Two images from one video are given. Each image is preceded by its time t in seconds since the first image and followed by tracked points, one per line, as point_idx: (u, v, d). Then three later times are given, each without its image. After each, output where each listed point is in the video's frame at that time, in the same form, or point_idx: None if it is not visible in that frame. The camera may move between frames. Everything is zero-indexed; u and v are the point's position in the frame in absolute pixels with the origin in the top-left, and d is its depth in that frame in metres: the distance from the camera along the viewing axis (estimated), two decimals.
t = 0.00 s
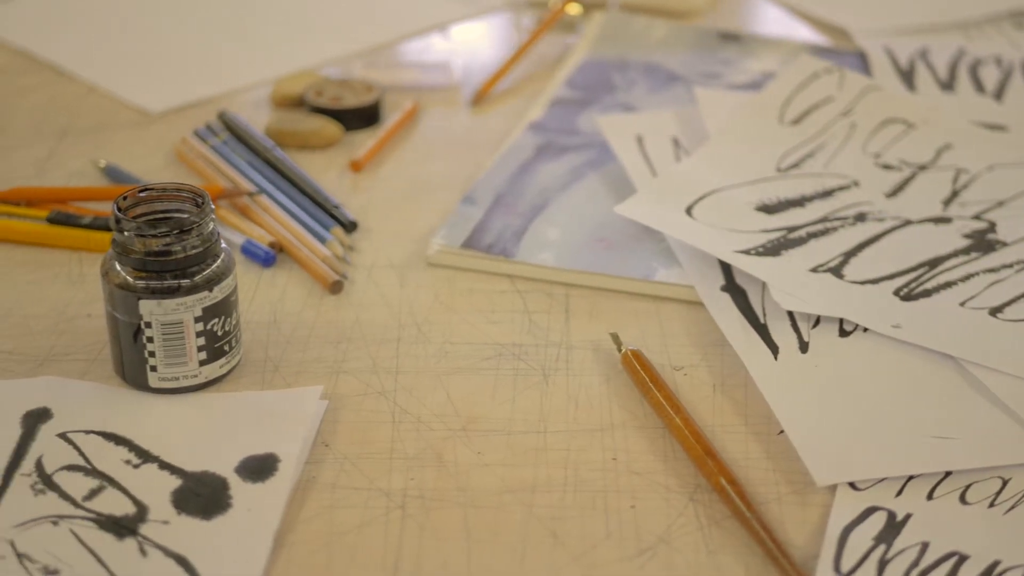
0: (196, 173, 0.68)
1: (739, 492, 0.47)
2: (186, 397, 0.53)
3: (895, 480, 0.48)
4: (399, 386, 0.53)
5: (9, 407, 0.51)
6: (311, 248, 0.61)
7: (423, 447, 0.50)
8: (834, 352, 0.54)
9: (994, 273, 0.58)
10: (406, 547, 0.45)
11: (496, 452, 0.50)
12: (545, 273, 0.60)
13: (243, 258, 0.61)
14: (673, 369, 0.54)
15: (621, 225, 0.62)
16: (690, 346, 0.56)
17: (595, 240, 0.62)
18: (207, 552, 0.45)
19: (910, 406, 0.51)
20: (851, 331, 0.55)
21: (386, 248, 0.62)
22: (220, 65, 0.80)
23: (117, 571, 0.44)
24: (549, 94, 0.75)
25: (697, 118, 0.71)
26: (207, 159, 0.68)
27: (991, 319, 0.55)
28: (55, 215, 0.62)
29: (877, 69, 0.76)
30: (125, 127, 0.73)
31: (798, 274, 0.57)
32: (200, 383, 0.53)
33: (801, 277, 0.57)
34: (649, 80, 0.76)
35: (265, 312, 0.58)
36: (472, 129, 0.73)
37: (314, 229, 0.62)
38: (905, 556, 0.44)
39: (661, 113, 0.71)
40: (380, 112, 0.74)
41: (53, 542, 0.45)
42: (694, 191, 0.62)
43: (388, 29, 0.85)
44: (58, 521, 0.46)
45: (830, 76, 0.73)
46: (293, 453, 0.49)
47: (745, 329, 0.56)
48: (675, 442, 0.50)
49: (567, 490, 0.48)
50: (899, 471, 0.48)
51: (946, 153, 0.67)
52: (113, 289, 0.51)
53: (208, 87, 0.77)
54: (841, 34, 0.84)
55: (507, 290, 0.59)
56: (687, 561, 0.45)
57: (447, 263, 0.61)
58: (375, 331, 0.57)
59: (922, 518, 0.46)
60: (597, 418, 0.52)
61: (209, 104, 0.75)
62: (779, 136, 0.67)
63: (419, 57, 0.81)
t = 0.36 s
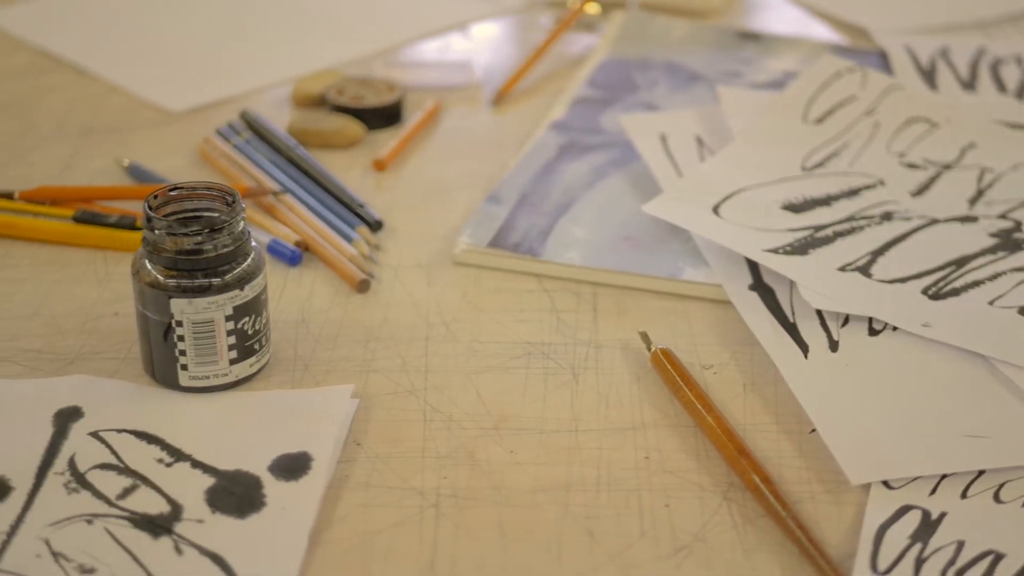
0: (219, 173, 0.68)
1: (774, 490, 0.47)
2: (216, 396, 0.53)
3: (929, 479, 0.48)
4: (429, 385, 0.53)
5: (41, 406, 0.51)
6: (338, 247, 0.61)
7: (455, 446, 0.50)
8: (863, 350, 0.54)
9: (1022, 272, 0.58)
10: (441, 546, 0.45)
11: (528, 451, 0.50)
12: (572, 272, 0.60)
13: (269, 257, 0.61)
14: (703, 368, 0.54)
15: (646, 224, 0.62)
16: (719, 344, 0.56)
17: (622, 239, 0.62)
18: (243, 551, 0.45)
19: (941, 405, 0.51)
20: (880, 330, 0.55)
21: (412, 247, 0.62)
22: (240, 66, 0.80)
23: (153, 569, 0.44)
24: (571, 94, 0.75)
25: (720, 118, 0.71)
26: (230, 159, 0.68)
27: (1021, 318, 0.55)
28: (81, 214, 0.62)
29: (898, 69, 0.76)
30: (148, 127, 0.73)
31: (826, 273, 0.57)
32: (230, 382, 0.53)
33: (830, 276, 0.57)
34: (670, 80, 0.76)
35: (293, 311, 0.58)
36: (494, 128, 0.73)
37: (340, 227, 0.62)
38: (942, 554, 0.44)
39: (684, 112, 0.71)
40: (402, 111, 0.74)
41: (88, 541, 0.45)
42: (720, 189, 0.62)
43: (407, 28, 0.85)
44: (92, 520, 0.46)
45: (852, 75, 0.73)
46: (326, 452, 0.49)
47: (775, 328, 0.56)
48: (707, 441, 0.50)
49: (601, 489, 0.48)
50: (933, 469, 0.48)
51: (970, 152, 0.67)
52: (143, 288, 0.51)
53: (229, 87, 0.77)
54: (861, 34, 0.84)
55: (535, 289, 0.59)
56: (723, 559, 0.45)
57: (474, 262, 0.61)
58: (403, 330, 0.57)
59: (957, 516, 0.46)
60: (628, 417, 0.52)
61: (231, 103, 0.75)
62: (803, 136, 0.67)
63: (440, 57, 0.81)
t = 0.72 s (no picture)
0: (242, 171, 0.68)
1: (808, 489, 0.47)
2: (247, 394, 0.53)
3: (962, 478, 0.48)
4: (459, 384, 0.53)
5: (72, 404, 0.51)
6: (364, 246, 0.61)
7: (488, 444, 0.50)
8: (894, 349, 0.54)
9: None
10: (476, 545, 0.45)
11: (561, 450, 0.50)
12: (599, 271, 0.60)
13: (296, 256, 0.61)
14: (733, 367, 0.54)
15: (673, 223, 0.62)
16: (749, 343, 0.56)
17: (648, 237, 0.61)
18: (279, 549, 0.45)
19: (973, 404, 0.51)
20: (909, 329, 0.55)
21: (438, 246, 0.62)
22: (262, 66, 0.80)
23: (189, 568, 0.44)
24: (592, 93, 0.75)
25: (743, 117, 0.71)
26: (254, 157, 0.68)
27: None
28: (107, 213, 0.62)
29: (920, 68, 0.76)
30: (170, 126, 0.73)
31: (855, 272, 0.57)
32: (261, 380, 0.53)
33: (858, 275, 0.57)
34: (692, 79, 0.76)
35: (321, 310, 0.58)
36: (516, 127, 0.73)
37: (366, 226, 0.62)
38: (978, 553, 0.44)
39: (707, 111, 0.71)
40: (424, 111, 0.74)
41: (124, 539, 0.45)
42: (747, 188, 0.62)
43: (427, 28, 0.85)
44: (127, 518, 0.46)
45: (875, 75, 0.73)
46: (359, 451, 0.49)
47: (804, 327, 0.55)
48: (739, 439, 0.50)
49: (634, 487, 0.48)
50: (966, 468, 0.48)
51: (995, 151, 0.67)
52: (174, 286, 0.51)
53: (251, 86, 0.77)
54: (881, 34, 0.84)
55: (562, 287, 0.59)
56: (759, 558, 0.45)
57: (501, 261, 0.61)
58: (431, 329, 0.56)
59: (992, 515, 0.46)
60: (659, 415, 0.52)
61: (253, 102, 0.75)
62: (828, 135, 0.67)
63: (460, 56, 0.81)
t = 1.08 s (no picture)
0: (272, 169, 0.68)
1: (851, 486, 0.47)
2: (285, 392, 0.53)
3: (1005, 476, 0.48)
4: (497, 382, 0.53)
5: (111, 402, 0.51)
6: (397, 245, 0.61)
7: (528, 442, 0.50)
8: (932, 346, 0.54)
9: None
10: (520, 543, 0.45)
11: (602, 448, 0.50)
12: (633, 269, 0.60)
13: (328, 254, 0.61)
14: (770, 365, 0.54)
15: (705, 221, 0.62)
16: (785, 342, 0.55)
17: (681, 235, 0.61)
18: (323, 547, 0.45)
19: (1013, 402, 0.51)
20: (947, 327, 0.55)
21: (470, 245, 0.62)
22: (287, 64, 0.80)
23: (234, 565, 0.44)
24: (620, 91, 0.75)
25: (773, 115, 0.71)
26: (283, 155, 0.68)
27: None
28: (139, 211, 0.62)
29: (948, 67, 0.76)
30: (198, 124, 0.73)
31: (891, 270, 0.57)
32: (299, 378, 0.53)
33: (894, 273, 0.57)
34: (719, 77, 0.76)
35: (356, 308, 0.58)
36: (545, 126, 0.73)
37: (398, 225, 0.62)
38: None
39: (736, 110, 0.71)
40: (452, 109, 0.74)
41: (168, 537, 0.45)
42: (780, 186, 0.62)
43: (451, 27, 0.85)
44: (170, 516, 0.46)
45: (904, 73, 0.73)
46: (400, 449, 0.49)
47: (841, 325, 0.55)
48: (780, 437, 0.50)
49: (676, 485, 0.48)
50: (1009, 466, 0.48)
51: None
52: (213, 283, 0.51)
53: (278, 84, 0.77)
54: (905, 33, 0.84)
55: (596, 286, 0.59)
56: (804, 556, 0.45)
57: (534, 259, 0.61)
58: (467, 327, 0.56)
59: None
60: (698, 413, 0.52)
61: (281, 101, 0.75)
62: (858, 133, 0.67)
63: (486, 55, 0.81)
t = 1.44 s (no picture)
0: (300, 167, 0.68)
1: (893, 484, 0.47)
2: (322, 390, 0.53)
3: None
4: (534, 379, 0.53)
5: (150, 400, 0.51)
6: (430, 243, 0.61)
7: (568, 440, 0.50)
8: (970, 344, 0.54)
9: None
10: (564, 540, 0.45)
11: (641, 445, 0.50)
12: (666, 267, 0.60)
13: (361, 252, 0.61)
14: (807, 363, 0.54)
15: (737, 219, 0.62)
16: (821, 340, 0.55)
17: (713, 233, 0.61)
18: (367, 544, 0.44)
19: None
20: (983, 325, 0.55)
21: (502, 243, 0.62)
22: (312, 62, 0.80)
23: (279, 563, 0.44)
24: (647, 89, 0.75)
25: (801, 114, 0.70)
26: (312, 154, 0.68)
27: None
28: (171, 209, 0.62)
29: (975, 65, 0.76)
30: (226, 122, 0.73)
31: (926, 269, 0.57)
32: (336, 376, 0.53)
33: (929, 272, 0.57)
34: (745, 75, 0.76)
35: (391, 307, 0.58)
36: (572, 124, 0.73)
37: (430, 223, 0.62)
38: None
39: (765, 108, 0.71)
40: (479, 107, 0.74)
41: (211, 535, 0.45)
42: (813, 184, 0.62)
43: (475, 25, 0.85)
44: (212, 514, 0.46)
45: (932, 71, 0.73)
46: (440, 446, 0.49)
47: (878, 323, 0.55)
48: (820, 435, 0.50)
49: (717, 483, 0.48)
50: None
51: None
52: (250, 280, 0.51)
53: (304, 82, 0.77)
54: (930, 32, 0.84)
55: (630, 283, 0.59)
56: (848, 554, 0.45)
57: (567, 257, 0.61)
58: (502, 325, 0.56)
59: None
60: (737, 410, 0.52)
61: (307, 100, 0.75)
62: (889, 132, 0.67)
63: (510, 53, 0.81)
